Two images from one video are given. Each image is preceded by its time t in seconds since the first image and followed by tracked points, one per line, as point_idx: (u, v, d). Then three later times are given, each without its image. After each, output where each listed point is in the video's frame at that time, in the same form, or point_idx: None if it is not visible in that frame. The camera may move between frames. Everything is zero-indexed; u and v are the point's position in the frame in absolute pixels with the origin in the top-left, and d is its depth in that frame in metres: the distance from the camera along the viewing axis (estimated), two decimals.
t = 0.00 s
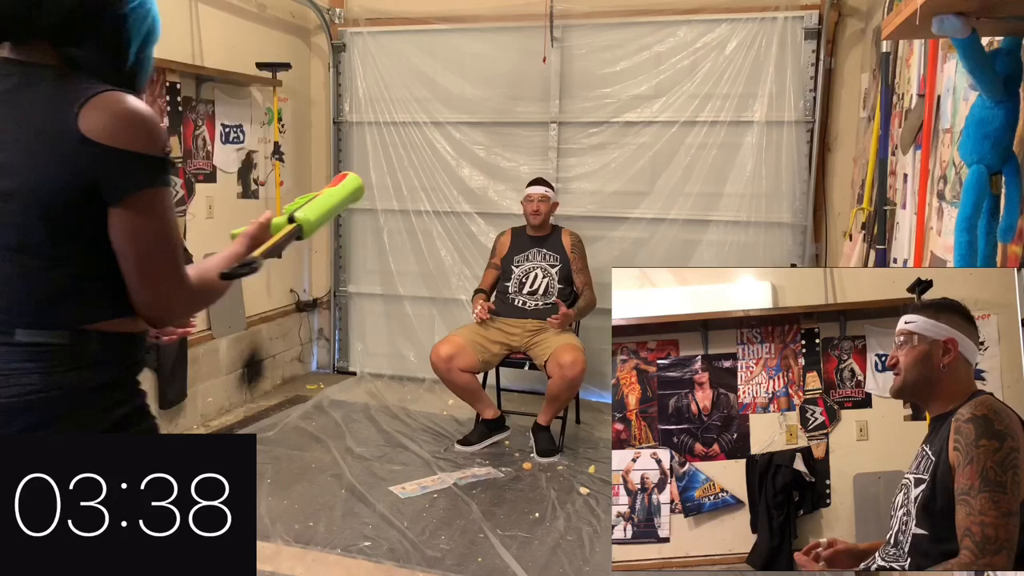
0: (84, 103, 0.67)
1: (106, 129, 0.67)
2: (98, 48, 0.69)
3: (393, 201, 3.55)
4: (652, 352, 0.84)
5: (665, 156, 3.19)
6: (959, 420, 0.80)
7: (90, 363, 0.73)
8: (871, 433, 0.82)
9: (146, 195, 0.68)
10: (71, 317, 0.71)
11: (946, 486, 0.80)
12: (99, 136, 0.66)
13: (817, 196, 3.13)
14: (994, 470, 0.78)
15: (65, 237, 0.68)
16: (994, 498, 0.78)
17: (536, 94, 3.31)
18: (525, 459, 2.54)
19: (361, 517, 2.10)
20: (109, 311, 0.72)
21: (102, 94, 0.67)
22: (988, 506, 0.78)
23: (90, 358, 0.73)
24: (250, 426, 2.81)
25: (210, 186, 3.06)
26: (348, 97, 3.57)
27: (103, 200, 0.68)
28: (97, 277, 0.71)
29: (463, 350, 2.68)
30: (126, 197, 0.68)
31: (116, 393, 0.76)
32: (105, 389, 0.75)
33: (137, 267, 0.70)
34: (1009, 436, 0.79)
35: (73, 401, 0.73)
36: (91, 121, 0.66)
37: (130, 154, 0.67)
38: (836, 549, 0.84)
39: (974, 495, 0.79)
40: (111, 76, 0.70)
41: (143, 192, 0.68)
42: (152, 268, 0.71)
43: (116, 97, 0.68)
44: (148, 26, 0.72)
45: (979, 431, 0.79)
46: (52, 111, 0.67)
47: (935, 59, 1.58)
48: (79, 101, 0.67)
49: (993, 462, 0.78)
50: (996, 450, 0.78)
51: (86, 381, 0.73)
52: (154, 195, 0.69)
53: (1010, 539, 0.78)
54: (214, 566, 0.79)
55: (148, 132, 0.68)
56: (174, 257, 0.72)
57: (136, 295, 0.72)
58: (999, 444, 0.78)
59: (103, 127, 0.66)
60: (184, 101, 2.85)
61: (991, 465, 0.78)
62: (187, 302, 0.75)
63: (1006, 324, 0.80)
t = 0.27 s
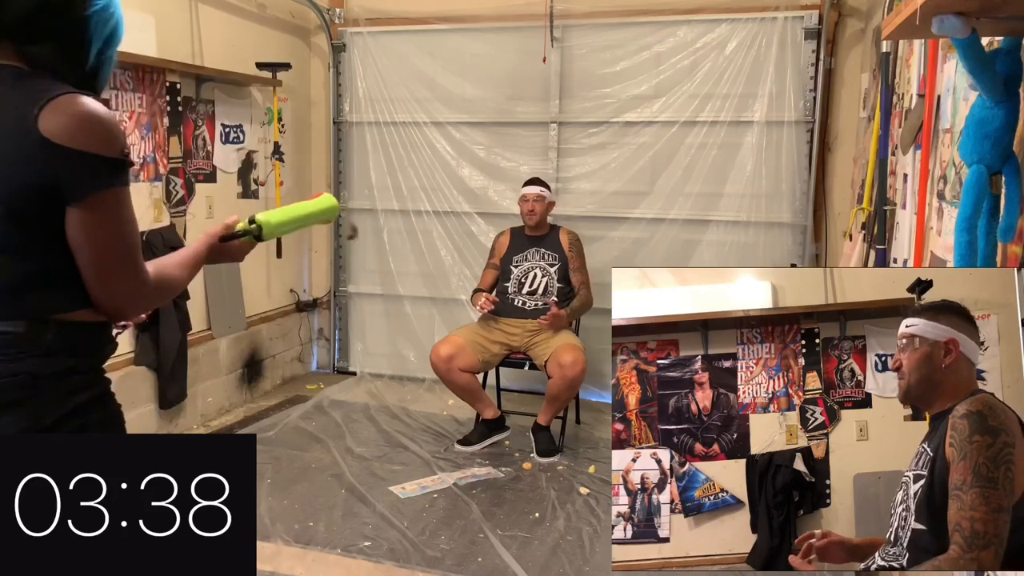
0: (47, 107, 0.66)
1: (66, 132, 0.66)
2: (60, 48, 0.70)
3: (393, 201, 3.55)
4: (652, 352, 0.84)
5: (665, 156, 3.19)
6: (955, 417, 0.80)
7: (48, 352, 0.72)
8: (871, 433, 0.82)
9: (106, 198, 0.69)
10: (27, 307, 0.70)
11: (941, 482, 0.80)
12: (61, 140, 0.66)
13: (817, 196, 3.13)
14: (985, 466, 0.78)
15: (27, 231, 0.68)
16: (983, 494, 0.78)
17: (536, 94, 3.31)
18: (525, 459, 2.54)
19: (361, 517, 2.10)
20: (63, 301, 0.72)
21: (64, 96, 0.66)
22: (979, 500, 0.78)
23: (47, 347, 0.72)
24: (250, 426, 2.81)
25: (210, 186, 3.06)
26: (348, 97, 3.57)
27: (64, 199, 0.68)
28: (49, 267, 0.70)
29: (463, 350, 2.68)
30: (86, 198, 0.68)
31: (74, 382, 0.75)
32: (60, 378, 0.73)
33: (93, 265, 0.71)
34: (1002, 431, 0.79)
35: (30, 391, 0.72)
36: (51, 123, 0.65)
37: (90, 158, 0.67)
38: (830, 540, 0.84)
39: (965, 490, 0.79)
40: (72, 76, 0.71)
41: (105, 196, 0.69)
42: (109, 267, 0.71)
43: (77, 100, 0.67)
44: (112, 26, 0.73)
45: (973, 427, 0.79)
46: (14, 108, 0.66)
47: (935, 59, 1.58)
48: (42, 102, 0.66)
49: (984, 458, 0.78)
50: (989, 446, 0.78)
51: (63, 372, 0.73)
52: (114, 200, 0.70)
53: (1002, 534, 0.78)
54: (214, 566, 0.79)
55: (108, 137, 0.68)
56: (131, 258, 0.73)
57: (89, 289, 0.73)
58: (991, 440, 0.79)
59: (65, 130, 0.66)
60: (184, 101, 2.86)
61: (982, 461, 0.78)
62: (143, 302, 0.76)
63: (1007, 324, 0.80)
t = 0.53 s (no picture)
0: (48, 108, 0.65)
1: (68, 132, 0.66)
2: (58, 49, 0.70)
3: (393, 201, 3.55)
4: (652, 352, 0.84)
5: (665, 156, 3.19)
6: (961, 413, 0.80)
7: (53, 352, 0.74)
8: (871, 433, 0.82)
9: (106, 197, 0.68)
10: (32, 308, 0.72)
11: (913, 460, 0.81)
12: (65, 141, 0.66)
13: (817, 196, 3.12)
14: (959, 470, 0.79)
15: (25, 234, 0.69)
16: (938, 490, 0.79)
17: (536, 95, 3.31)
18: (525, 459, 2.54)
19: (361, 517, 2.10)
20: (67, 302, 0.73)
21: (66, 97, 0.67)
22: (931, 492, 0.79)
23: (53, 348, 0.74)
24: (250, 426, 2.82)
25: (210, 186, 3.06)
26: (348, 97, 3.57)
27: (60, 197, 0.68)
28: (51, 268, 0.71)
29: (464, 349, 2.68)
30: (85, 196, 0.67)
31: (73, 381, 0.77)
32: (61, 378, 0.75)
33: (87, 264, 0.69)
34: (993, 445, 0.79)
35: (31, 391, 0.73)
36: (52, 123, 0.65)
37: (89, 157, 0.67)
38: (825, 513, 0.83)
39: (926, 477, 0.80)
40: (70, 76, 0.72)
41: (104, 196, 0.68)
42: (103, 268, 0.70)
43: (78, 100, 0.67)
44: (110, 28, 0.73)
45: (967, 430, 0.79)
46: (15, 111, 0.66)
47: (935, 59, 1.58)
48: (42, 103, 0.66)
49: (963, 460, 0.79)
50: (973, 453, 0.79)
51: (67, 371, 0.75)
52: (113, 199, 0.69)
53: (936, 530, 0.80)
54: (214, 566, 0.79)
55: (109, 137, 0.68)
56: (125, 259, 0.72)
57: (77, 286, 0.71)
58: (979, 448, 0.78)
59: (67, 130, 0.66)
60: (184, 101, 2.86)
61: (959, 466, 0.79)
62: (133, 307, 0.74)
63: (1007, 323, 0.80)
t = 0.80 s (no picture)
0: (43, 104, 0.65)
1: (64, 129, 0.65)
2: (62, 46, 0.71)
3: (393, 201, 3.55)
4: (652, 352, 0.84)
5: (665, 156, 3.19)
6: (956, 405, 0.79)
7: (60, 354, 0.74)
8: (871, 433, 0.82)
9: (105, 193, 0.68)
10: (38, 310, 0.71)
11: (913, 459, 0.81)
12: (61, 138, 0.65)
13: (817, 196, 3.12)
14: (968, 460, 0.78)
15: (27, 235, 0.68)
16: (952, 485, 0.79)
17: (536, 95, 3.31)
18: (525, 459, 2.54)
19: (361, 517, 2.10)
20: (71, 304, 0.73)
21: (60, 93, 0.66)
22: (945, 491, 0.79)
23: (58, 351, 0.73)
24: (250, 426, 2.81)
25: (210, 186, 3.06)
26: (348, 97, 3.57)
27: (57, 194, 0.67)
28: (52, 269, 0.71)
29: (463, 348, 2.69)
30: (83, 191, 0.67)
31: (82, 382, 0.77)
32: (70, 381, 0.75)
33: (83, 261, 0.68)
34: (998, 431, 0.78)
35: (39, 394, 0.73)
36: (47, 119, 0.65)
37: (88, 153, 0.66)
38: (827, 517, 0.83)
39: (937, 477, 0.79)
40: (77, 78, 0.73)
41: (103, 191, 0.68)
42: (100, 264, 0.69)
43: (74, 97, 0.66)
44: (114, 35, 0.75)
45: (970, 420, 0.78)
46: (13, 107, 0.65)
47: (935, 59, 1.58)
48: (37, 99, 0.65)
49: (970, 451, 0.78)
50: (979, 441, 0.78)
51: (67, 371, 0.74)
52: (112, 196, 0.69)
53: (957, 527, 0.80)
54: (215, 566, 0.79)
55: (106, 134, 0.68)
56: (125, 257, 0.71)
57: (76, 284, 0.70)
58: (985, 436, 0.78)
59: (64, 126, 0.65)
60: (184, 101, 2.86)
61: (969, 456, 0.78)
62: (133, 308, 0.73)
63: (1006, 324, 0.80)
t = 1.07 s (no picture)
0: (42, 103, 0.65)
1: (63, 128, 0.65)
2: (64, 47, 0.71)
3: (393, 201, 3.55)
4: (652, 351, 0.84)
5: (665, 156, 3.19)
6: (945, 407, 0.79)
7: (57, 355, 0.73)
8: (871, 433, 0.82)
9: (105, 193, 0.68)
10: (40, 311, 0.71)
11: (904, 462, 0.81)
12: (59, 136, 0.65)
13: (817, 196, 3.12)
14: (960, 458, 0.78)
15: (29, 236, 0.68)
16: (948, 484, 0.78)
17: (536, 95, 3.31)
18: (525, 459, 2.54)
19: (361, 516, 2.10)
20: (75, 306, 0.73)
21: (59, 92, 0.66)
22: (940, 492, 0.78)
23: (56, 352, 0.73)
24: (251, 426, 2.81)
25: (210, 186, 3.06)
26: (348, 97, 3.57)
27: (58, 197, 0.67)
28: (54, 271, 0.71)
29: (462, 347, 2.69)
30: (83, 192, 0.67)
31: (82, 384, 0.77)
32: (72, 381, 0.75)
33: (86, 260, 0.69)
34: (988, 428, 0.78)
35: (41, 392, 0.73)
36: (47, 118, 0.65)
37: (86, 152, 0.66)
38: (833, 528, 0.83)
39: (931, 477, 0.79)
40: (78, 79, 0.73)
41: (104, 191, 0.68)
42: (103, 264, 0.70)
43: (73, 96, 0.67)
44: (117, 39, 0.76)
45: (959, 418, 0.78)
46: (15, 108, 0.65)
47: (935, 59, 1.58)
48: (36, 98, 0.66)
49: (962, 449, 0.78)
50: (970, 439, 0.78)
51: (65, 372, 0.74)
52: (114, 194, 0.69)
53: (956, 525, 0.79)
54: (214, 566, 0.79)
55: (106, 134, 0.68)
56: (128, 256, 0.71)
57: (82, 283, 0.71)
58: (975, 433, 0.78)
59: (63, 126, 0.65)
60: (184, 101, 2.86)
61: (961, 455, 0.78)
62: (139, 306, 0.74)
63: (1006, 324, 0.80)
